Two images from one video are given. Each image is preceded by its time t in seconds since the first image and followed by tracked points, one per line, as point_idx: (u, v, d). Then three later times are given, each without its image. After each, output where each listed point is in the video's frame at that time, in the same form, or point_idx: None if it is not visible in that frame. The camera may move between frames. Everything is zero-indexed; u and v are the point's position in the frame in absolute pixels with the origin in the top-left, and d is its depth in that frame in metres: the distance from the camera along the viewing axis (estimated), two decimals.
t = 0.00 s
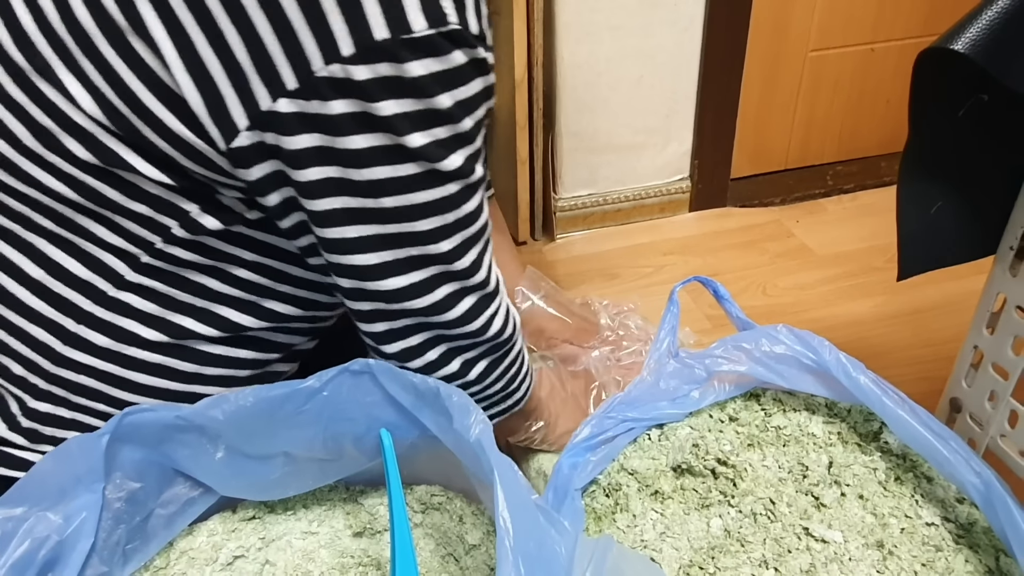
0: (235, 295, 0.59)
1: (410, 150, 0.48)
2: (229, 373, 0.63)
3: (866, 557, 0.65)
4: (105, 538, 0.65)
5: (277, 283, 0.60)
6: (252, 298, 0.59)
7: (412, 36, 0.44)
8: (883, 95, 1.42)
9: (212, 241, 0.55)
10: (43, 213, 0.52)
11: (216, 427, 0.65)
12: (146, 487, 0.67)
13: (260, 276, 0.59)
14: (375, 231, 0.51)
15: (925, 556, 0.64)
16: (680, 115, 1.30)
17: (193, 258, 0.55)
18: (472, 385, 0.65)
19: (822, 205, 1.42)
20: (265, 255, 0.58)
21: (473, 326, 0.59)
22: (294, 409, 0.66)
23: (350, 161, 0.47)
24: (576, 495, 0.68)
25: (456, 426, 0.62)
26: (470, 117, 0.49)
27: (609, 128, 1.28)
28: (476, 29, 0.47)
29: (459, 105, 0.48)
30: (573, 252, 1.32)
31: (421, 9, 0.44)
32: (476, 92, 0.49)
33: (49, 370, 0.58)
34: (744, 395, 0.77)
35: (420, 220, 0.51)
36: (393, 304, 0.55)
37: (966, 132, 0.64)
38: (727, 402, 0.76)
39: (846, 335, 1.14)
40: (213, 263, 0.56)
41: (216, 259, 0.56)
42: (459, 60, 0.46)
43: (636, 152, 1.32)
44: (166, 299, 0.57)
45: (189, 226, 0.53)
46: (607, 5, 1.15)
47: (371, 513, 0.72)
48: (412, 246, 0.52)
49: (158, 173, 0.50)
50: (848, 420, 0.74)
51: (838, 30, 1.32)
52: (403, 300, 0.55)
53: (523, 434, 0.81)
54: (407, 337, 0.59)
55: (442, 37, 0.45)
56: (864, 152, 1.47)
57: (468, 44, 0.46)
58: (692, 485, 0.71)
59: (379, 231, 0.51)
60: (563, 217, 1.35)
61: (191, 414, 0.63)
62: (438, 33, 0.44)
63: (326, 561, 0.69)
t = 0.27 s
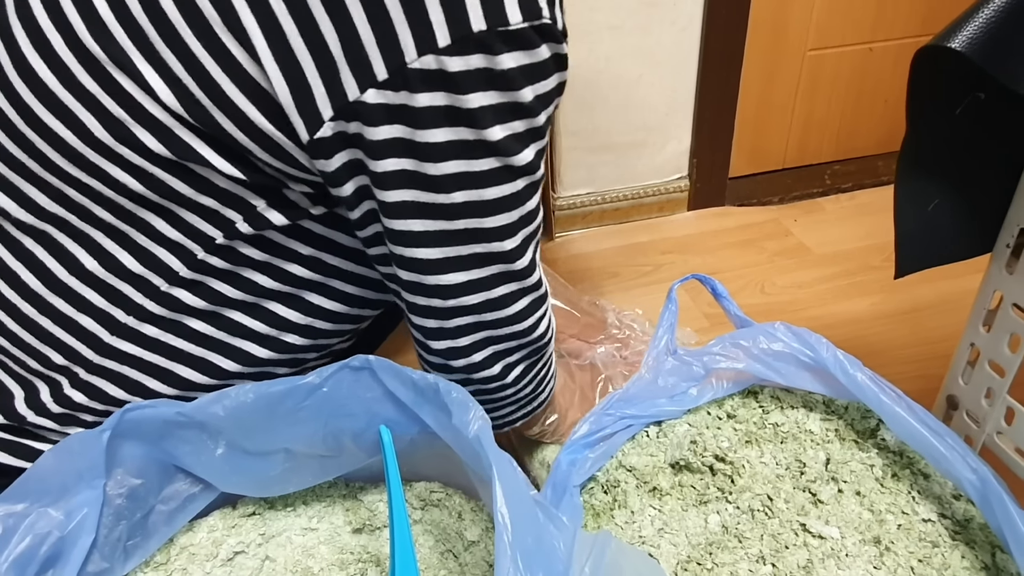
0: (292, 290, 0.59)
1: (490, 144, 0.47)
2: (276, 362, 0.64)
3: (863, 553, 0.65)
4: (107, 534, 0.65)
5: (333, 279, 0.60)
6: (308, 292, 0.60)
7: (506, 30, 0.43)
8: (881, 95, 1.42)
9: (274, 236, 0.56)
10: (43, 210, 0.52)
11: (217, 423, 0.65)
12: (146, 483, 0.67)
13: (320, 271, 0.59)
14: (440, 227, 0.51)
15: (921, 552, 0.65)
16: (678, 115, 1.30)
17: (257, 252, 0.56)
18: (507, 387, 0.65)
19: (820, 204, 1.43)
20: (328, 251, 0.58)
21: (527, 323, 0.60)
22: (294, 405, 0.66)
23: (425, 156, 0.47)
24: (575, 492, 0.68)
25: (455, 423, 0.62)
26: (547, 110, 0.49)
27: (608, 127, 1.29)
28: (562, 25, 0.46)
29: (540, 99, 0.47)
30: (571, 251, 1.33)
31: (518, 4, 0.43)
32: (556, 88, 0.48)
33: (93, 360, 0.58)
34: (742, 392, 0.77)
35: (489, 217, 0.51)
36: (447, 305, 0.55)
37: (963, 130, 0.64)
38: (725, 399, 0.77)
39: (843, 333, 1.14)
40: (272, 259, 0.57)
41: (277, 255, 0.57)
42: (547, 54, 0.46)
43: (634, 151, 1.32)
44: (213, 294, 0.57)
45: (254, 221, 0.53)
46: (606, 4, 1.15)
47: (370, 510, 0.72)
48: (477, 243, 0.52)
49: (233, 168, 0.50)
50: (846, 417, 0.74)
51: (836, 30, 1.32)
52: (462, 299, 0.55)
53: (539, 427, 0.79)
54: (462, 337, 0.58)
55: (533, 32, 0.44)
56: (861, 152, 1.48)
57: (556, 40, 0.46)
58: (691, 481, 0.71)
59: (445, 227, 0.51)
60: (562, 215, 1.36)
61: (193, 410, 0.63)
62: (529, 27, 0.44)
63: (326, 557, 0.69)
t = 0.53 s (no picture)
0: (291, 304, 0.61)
1: (490, 152, 0.48)
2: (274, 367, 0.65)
3: (858, 552, 0.65)
4: (104, 533, 0.66)
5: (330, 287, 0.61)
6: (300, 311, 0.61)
7: (509, 44, 0.44)
8: (877, 96, 1.43)
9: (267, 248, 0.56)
10: (35, 210, 0.53)
11: (214, 423, 0.65)
12: (144, 482, 0.68)
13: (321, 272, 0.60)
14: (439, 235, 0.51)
15: (916, 551, 0.65)
16: (675, 115, 1.31)
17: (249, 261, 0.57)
18: (506, 391, 0.65)
19: (817, 205, 1.43)
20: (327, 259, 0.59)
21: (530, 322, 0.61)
22: (291, 404, 0.66)
23: (428, 165, 0.47)
24: (572, 491, 0.69)
25: (451, 423, 0.62)
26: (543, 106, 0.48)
27: (605, 128, 1.29)
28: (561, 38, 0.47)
29: (539, 111, 0.48)
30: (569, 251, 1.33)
31: (520, 18, 0.44)
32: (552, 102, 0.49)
33: (90, 363, 0.58)
34: (738, 392, 0.78)
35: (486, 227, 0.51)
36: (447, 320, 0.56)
37: (957, 132, 0.65)
38: (721, 399, 0.77)
39: (840, 333, 1.14)
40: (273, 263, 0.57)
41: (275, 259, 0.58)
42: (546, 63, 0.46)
43: (632, 152, 1.33)
44: (212, 298, 0.57)
45: (253, 225, 0.54)
46: (603, 5, 1.16)
47: (368, 509, 0.72)
48: (477, 251, 0.52)
49: (234, 172, 0.50)
50: (841, 417, 0.74)
51: (832, 31, 1.32)
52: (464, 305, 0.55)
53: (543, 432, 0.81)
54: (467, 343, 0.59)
55: (535, 46, 0.45)
56: (858, 152, 1.48)
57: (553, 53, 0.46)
58: (687, 481, 0.71)
59: (446, 236, 0.51)
60: (559, 216, 1.36)
61: (190, 409, 0.63)
62: (531, 42, 0.44)
63: (323, 556, 0.69)
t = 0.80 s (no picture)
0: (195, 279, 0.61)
1: (302, 92, 0.49)
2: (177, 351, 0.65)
3: (853, 550, 0.65)
4: (95, 534, 0.65)
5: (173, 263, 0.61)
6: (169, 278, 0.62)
7: (267, 3, 0.46)
8: (875, 94, 1.43)
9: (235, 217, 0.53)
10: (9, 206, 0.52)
11: (204, 426, 0.65)
12: (135, 484, 0.67)
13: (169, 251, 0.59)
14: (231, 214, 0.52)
15: (911, 549, 0.65)
16: (673, 114, 1.31)
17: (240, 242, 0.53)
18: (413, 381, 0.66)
19: (814, 203, 1.43)
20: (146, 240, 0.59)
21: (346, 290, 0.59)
22: (281, 408, 0.64)
23: (196, 140, 0.49)
24: (567, 490, 0.68)
25: (447, 422, 0.62)
26: (342, 103, 0.51)
27: (601, 127, 1.29)
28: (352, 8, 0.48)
29: (325, 88, 0.49)
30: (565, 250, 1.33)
31: None
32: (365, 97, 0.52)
33: None
34: (733, 390, 0.77)
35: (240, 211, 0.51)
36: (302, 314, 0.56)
37: (952, 129, 0.65)
38: (716, 397, 0.77)
39: (836, 331, 1.14)
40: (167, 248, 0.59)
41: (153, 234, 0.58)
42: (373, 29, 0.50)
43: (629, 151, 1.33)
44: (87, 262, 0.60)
45: (72, 206, 0.56)
46: (599, 3, 1.16)
47: (361, 510, 0.72)
48: (268, 240, 0.53)
49: (39, 145, 0.53)
50: (836, 415, 0.74)
51: (829, 30, 1.32)
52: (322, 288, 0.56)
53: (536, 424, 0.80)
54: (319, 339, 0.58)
55: (302, 9, 0.47)
56: (856, 151, 1.48)
57: (342, 23, 0.48)
58: (682, 479, 0.71)
59: (255, 222, 0.52)
60: (555, 214, 1.36)
61: (179, 414, 0.63)
62: (297, 3, 0.47)
63: (317, 557, 0.69)
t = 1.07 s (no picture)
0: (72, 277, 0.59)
1: (101, 86, 0.49)
2: (71, 347, 0.64)
3: (849, 545, 0.66)
4: (96, 532, 0.65)
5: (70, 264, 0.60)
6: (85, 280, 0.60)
7: None
8: (873, 93, 1.43)
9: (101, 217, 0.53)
10: None
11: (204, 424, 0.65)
12: (135, 483, 0.67)
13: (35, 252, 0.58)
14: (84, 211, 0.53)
15: (908, 545, 0.66)
16: (671, 112, 1.31)
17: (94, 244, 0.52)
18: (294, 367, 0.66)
19: (812, 202, 1.44)
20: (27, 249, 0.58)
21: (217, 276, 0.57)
22: (279, 404, 0.64)
23: (18, 145, 0.49)
24: (566, 485, 0.68)
25: (436, 421, 0.62)
26: (158, 94, 0.51)
27: (599, 125, 1.30)
28: None
29: (129, 79, 0.50)
30: (564, 249, 1.33)
31: None
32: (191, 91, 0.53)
33: None
34: (731, 387, 0.78)
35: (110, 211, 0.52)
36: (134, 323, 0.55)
37: (948, 127, 0.65)
38: (714, 394, 0.77)
39: (834, 329, 1.15)
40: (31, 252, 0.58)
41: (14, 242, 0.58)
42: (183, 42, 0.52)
43: (628, 149, 1.33)
44: None
45: None
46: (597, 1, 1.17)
47: (360, 508, 0.72)
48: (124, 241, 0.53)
49: None
50: (833, 411, 0.75)
51: (827, 28, 1.33)
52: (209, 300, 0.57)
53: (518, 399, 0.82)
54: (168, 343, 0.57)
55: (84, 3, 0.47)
56: (855, 150, 1.48)
57: (127, 10, 0.49)
58: (680, 475, 0.72)
59: (76, 221, 0.52)
60: (554, 213, 1.36)
61: (179, 410, 0.63)
62: None
63: (315, 554, 0.69)
